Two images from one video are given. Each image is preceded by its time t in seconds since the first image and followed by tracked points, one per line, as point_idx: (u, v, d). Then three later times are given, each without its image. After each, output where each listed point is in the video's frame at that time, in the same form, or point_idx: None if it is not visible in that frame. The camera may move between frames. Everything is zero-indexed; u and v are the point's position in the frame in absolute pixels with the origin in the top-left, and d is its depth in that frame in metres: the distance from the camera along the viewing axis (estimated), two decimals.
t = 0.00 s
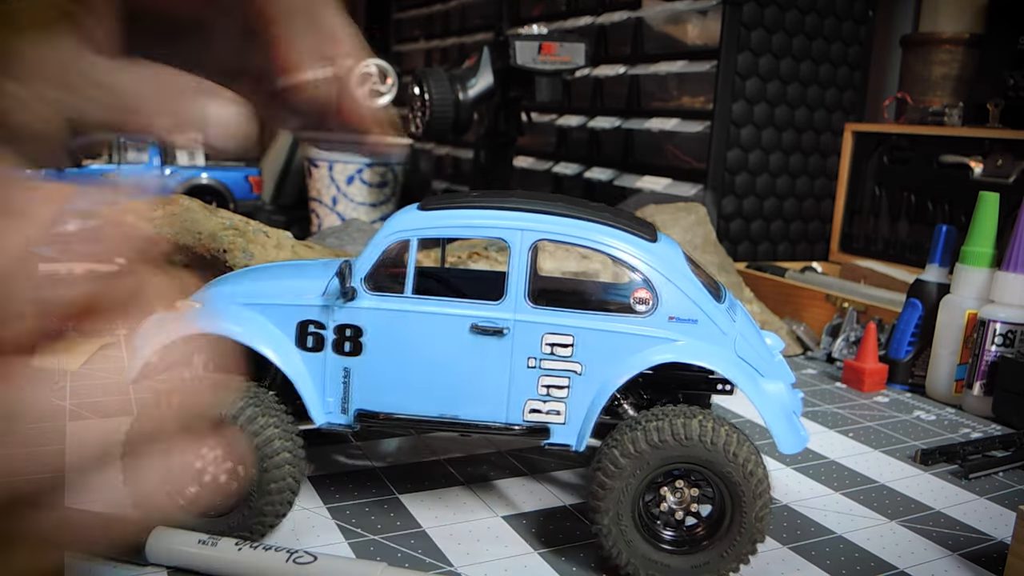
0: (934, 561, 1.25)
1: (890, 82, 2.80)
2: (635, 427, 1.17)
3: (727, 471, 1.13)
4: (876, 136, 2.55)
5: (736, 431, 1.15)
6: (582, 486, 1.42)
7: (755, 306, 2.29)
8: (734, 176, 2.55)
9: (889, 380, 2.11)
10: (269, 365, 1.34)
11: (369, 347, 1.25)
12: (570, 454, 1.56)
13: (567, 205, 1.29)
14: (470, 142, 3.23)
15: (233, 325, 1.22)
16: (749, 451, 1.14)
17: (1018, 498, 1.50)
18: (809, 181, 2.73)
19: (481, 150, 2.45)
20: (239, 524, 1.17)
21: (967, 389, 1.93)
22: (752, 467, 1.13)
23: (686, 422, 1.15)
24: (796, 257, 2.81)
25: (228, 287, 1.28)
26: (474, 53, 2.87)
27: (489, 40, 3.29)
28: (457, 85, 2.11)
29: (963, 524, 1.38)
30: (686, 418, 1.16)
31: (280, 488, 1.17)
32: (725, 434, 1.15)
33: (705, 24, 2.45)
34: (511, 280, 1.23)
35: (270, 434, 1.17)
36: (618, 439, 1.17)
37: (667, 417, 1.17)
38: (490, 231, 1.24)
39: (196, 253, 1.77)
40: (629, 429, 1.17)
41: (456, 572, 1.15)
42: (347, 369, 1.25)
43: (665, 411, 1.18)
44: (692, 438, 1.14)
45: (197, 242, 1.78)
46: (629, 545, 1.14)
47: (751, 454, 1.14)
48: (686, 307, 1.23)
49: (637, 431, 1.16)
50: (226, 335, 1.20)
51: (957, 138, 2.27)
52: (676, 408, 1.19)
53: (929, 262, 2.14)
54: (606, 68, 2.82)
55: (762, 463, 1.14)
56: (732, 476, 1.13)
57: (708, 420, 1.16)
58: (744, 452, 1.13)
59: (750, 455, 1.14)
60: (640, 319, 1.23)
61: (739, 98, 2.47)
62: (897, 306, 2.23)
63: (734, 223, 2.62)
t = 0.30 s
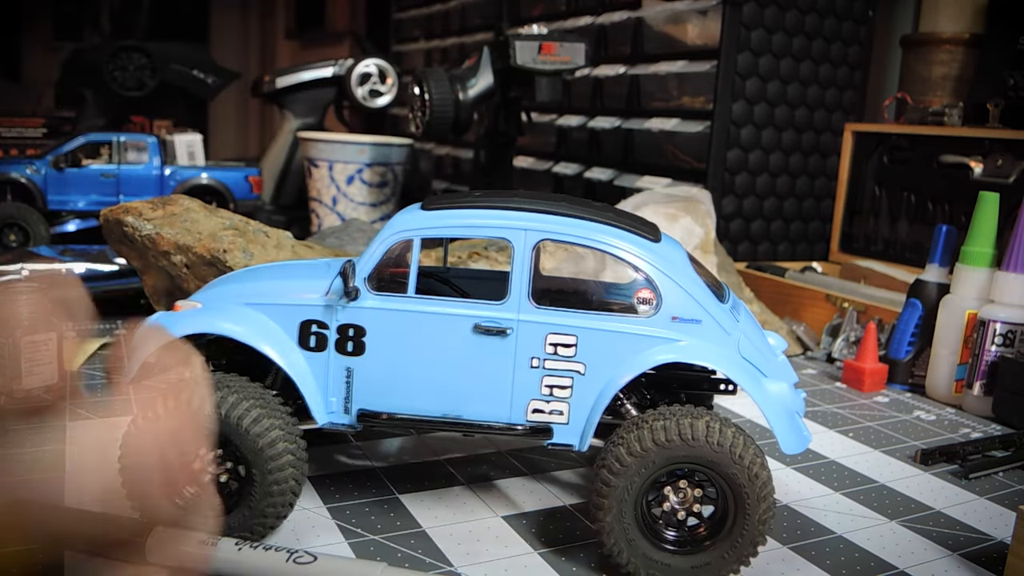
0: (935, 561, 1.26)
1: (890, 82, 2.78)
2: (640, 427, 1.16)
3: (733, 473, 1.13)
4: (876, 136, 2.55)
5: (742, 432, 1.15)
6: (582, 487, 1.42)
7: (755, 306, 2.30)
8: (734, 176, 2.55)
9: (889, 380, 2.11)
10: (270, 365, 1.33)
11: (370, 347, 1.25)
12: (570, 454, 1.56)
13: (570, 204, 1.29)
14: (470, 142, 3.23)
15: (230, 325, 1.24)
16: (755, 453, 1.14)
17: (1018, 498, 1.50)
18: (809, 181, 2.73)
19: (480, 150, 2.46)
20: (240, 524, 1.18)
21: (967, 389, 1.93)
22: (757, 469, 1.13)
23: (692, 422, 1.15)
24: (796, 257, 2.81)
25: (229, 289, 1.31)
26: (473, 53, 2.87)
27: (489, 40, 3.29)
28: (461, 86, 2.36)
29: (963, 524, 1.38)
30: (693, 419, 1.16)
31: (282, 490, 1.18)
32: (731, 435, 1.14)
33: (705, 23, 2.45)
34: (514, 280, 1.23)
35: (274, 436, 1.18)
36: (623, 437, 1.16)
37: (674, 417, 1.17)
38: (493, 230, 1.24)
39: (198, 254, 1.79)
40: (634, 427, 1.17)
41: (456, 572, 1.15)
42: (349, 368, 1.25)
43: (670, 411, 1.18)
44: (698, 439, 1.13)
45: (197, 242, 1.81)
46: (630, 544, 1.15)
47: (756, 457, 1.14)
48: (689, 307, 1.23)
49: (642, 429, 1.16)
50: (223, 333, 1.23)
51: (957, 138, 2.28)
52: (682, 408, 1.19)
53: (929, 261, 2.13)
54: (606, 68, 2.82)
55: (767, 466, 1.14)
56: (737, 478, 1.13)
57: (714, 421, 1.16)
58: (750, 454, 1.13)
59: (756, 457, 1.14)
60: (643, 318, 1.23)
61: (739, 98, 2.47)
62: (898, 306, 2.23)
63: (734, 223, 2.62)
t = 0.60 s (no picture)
0: (934, 561, 1.26)
1: (890, 82, 2.78)
2: (641, 426, 1.16)
3: (733, 473, 1.13)
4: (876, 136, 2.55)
5: (742, 433, 1.15)
6: (583, 487, 1.43)
7: (755, 306, 2.30)
8: (734, 176, 2.55)
9: (889, 380, 2.10)
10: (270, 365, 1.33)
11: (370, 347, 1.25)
12: (571, 454, 1.56)
13: (571, 204, 1.29)
14: (470, 142, 3.23)
15: (233, 325, 1.24)
16: (755, 454, 1.14)
17: (1018, 498, 1.50)
18: (808, 181, 2.73)
19: (480, 150, 2.47)
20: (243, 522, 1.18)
21: (967, 389, 1.93)
22: (758, 469, 1.13)
23: (693, 423, 1.15)
24: (796, 257, 2.81)
25: (230, 289, 1.31)
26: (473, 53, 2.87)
27: (489, 40, 3.29)
28: (461, 86, 2.36)
29: (963, 524, 1.38)
30: (693, 419, 1.16)
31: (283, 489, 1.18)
32: (732, 435, 1.14)
33: (704, 23, 2.45)
34: (515, 280, 1.23)
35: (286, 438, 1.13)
36: (623, 437, 1.16)
37: (674, 417, 1.16)
38: (493, 230, 1.24)
39: (198, 254, 1.79)
40: (634, 427, 1.17)
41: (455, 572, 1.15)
42: (349, 369, 1.26)
43: (671, 411, 1.18)
44: (699, 439, 1.13)
45: (197, 243, 1.81)
46: (631, 544, 1.15)
47: (757, 457, 1.14)
48: (689, 307, 1.23)
49: (642, 430, 1.16)
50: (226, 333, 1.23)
51: (957, 138, 2.28)
52: (681, 408, 1.19)
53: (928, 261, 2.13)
54: (606, 68, 2.82)
55: (767, 466, 1.15)
56: (737, 478, 1.13)
57: (714, 421, 1.16)
58: (750, 454, 1.13)
59: (756, 457, 1.14)
60: (643, 318, 1.23)
61: (739, 98, 2.47)
62: (897, 306, 2.23)
63: (734, 223, 2.62)
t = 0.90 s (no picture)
0: (934, 561, 1.26)
1: (890, 82, 2.78)
2: (641, 426, 1.16)
3: (733, 473, 1.13)
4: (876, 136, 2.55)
5: (742, 432, 1.15)
6: (583, 487, 1.42)
7: (755, 306, 2.29)
8: (734, 176, 2.55)
9: (889, 380, 2.10)
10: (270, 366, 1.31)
11: (370, 347, 1.25)
12: (571, 454, 1.56)
13: (571, 204, 1.29)
14: (470, 142, 3.22)
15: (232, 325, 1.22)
16: (755, 453, 1.14)
17: (1018, 498, 1.50)
18: (808, 181, 2.73)
19: (480, 150, 2.47)
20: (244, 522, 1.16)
21: (967, 389, 1.93)
22: (758, 469, 1.13)
23: (693, 422, 1.15)
24: (796, 257, 2.80)
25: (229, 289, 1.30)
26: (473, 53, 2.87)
27: (489, 40, 3.29)
28: (460, 86, 2.36)
29: (963, 524, 1.38)
30: (693, 419, 1.16)
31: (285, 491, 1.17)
32: (732, 435, 1.14)
33: (705, 23, 2.45)
34: (515, 280, 1.24)
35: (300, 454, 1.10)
36: (624, 437, 1.16)
37: (674, 417, 1.16)
38: (494, 230, 1.24)
39: (197, 254, 1.79)
40: (635, 427, 1.17)
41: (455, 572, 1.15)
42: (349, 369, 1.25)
43: (671, 411, 1.18)
44: (699, 439, 1.13)
45: (197, 243, 1.81)
46: (631, 544, 1.15)
47: (757, 457, 1.14)
48: (689, 307, 1.23)
49: (642, 430, 1.16)
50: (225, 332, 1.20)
51: (957, 138, 2.28)
52: (682, 408, 1.19)
53: (928, 261, 2.14)
54: (606, 67, 2.82)
55: (767, 466, 1.15)
56: (737, 478, 1.13)
57: (714, 421, 1.16)
58: (750, 454, 1.13)
59: (756, 457, 1.14)
60: (643, 318, 1.23)
61: (739, 98, 2.47)
62: (897, 306, 2.23)
63: (734, 223, 2.62)
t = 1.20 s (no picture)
0: (934, 561, 1.26)
1: (890, 82, 2.78)
2: (641, 426, 1.16)
3: (733, 473, 1.13)
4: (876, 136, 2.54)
5: (742, 433, 1.15)
6: (583, 487, 1.42)
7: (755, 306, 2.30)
8: (734, 176, 2.55)
9: (889, 380, 2.10)
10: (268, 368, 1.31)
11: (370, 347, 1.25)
12: (570, 454, 1.56)
13: (571, 204, 1.29)
14: (470, 142, 3.22)
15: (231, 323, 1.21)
16: (755, 454, 1.14)
17: (1018, 498, 1.50)
18: (808, 181, 2.73)
19: (480, 150, 2.47)
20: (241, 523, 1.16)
21: (967, 389, 1.93)
22: (758, 470, 1.13)
23: (693, 422, 1.15)
24: (796, 257, 2.80)
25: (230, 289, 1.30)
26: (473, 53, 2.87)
27: (489, 40, 3.29)
28: (460, 86, 2.36)
29: (963, 524, 1.38)
30: (693, 419, 1.16)
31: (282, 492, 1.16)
32: (732, 435, 1.14)
33: (705, 23, 2.46)
34: (515, 280, 1.24)
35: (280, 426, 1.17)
36: (624, 437, 1.16)
37: (674, 417, 1.16)
38: (494, 230, 1.24)
39: (198, 254, 1.79)
40: (635, 427, 1.17)
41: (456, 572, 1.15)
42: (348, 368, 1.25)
43: (671, 411, 1.18)
44: (699, 439, 1.13)
45: (197, 243, 1.81)
46: (631, 544, 1.15)
47: (757, 457, 1.14)
48: (689, 307, 1.23)
49: (643, 429, 1.15)
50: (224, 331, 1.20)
51: (957, 138, 2.28)
52: (682, 408, 1.19)
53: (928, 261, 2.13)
54: (606, 68, 2.81)
55: (767, 466, 1.15)
56: (737, 478, 1.13)
57: (715, 421, 1.16)
58: (750, 454, 1.13)
59: (756, 457, 1.14)
60: (643, 318, 1.23)
61: (739, 98, 2.47)
62: (897, 306, 2.23)
63: (734, 223, 2.62)
